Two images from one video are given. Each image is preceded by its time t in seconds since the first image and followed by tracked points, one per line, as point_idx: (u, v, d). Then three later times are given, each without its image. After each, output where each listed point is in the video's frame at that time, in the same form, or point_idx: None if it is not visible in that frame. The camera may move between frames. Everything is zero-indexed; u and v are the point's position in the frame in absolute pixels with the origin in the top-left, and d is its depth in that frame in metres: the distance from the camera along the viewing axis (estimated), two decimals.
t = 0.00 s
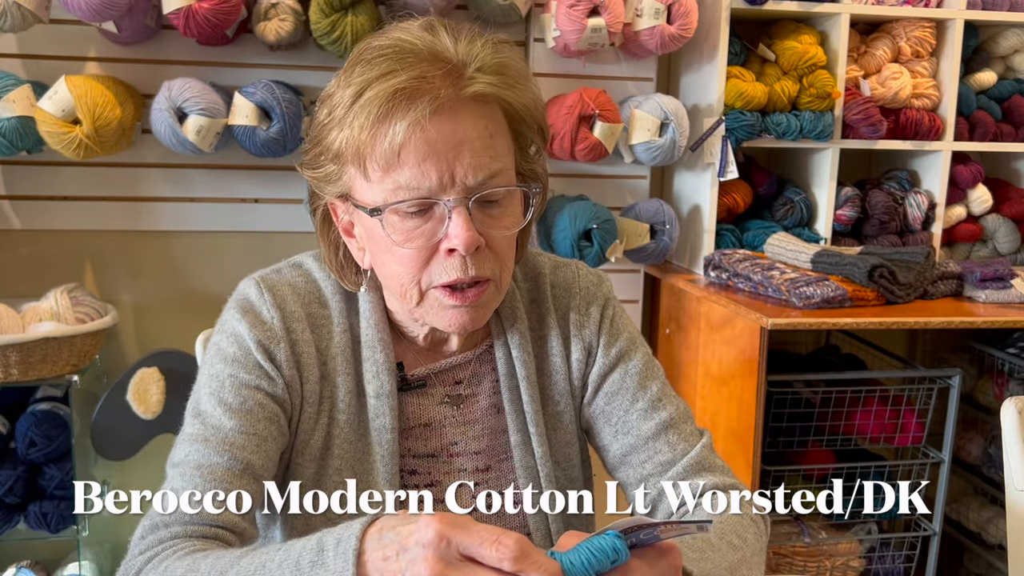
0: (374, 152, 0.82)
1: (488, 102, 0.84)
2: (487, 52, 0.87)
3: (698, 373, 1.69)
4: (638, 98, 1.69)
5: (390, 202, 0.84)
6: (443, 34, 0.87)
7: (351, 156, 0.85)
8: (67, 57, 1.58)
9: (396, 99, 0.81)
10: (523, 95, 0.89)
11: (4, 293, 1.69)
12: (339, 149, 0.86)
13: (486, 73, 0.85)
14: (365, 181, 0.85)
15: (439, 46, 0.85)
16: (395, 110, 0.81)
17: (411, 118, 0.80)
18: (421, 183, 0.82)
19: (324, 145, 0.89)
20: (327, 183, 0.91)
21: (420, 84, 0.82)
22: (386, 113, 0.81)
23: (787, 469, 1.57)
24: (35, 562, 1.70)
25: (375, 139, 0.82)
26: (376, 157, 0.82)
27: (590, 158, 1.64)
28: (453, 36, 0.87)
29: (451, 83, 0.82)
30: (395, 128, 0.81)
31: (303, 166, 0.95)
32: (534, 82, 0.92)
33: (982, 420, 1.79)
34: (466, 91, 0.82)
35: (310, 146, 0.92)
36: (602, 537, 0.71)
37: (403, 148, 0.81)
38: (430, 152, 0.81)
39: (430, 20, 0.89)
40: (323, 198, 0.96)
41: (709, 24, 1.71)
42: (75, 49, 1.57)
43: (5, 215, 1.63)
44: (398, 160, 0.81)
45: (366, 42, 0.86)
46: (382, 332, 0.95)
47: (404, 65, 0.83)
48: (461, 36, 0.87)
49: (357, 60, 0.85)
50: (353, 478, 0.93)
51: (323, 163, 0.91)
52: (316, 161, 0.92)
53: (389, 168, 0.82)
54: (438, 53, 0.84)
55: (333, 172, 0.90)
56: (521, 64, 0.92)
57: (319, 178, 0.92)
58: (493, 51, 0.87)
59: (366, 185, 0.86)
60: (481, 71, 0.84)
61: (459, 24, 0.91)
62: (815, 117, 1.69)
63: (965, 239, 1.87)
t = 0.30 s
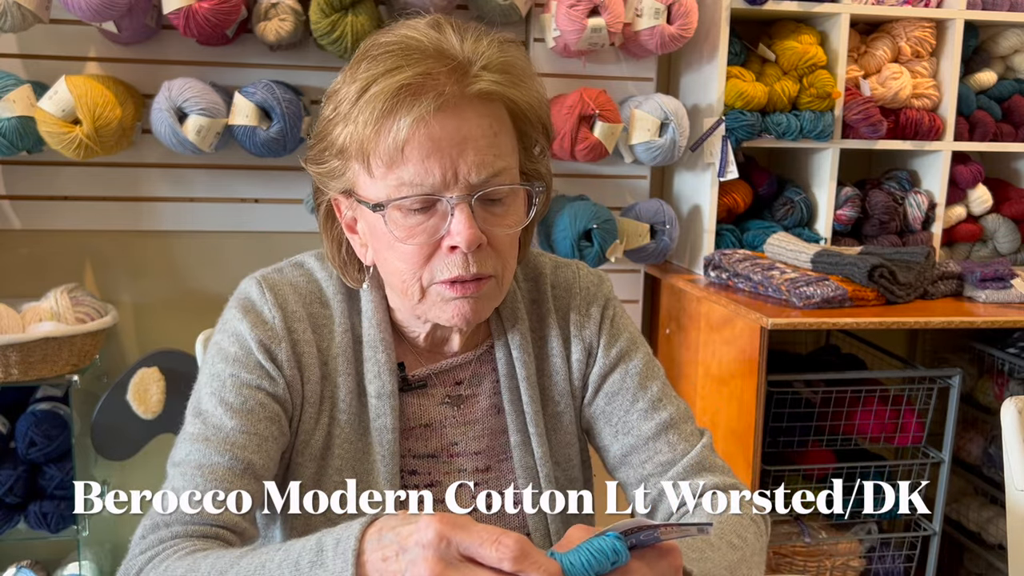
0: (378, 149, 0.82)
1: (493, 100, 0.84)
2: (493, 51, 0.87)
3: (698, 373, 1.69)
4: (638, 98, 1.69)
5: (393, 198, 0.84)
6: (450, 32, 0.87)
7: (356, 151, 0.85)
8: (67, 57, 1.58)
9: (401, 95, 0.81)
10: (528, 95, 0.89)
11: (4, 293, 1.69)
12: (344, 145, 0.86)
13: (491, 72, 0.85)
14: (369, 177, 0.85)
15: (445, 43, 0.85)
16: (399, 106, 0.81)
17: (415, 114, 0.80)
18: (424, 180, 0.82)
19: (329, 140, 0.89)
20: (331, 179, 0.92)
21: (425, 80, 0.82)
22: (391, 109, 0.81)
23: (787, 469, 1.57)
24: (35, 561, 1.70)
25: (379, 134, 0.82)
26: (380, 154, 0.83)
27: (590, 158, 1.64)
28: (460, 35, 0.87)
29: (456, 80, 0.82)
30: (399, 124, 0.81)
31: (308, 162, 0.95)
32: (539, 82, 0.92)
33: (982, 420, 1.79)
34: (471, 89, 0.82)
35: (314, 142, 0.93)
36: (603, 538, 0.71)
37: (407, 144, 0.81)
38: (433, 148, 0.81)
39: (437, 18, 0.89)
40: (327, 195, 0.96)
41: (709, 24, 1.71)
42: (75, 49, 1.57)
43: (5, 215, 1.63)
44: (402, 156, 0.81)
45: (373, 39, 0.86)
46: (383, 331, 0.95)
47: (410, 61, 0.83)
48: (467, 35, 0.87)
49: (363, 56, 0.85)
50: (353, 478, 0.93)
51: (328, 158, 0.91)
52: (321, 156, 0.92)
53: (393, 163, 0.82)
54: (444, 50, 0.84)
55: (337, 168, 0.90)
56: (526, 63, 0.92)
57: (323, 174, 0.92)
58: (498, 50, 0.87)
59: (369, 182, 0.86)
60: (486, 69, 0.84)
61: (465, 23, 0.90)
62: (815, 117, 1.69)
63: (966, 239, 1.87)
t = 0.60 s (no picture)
0: (381, 149, 0.82)
1: (497, 101, 0.84)
2: (498, 52, 0.87)
3: (698, 373, 1.69)
4: (638, 98, 1.69)
5: (396, 198, 0.84)
6: (455, 32, 0.87)
7: (359, 151, 0.85)
8: (67, 57, 1.58)
9: (405, 95, 0.81)
10: (533, 97, 0.89)
11: (4, 293, 1.69)
12: (347, 144, 0.86)
13: (496, 73, 0.85)
14: (372, 177, 0.85)
15: (450, 44, 0.85)
16: (404, 106, 0.81)
17: (419, 114, 0.80)
18: (427, 180, 0.81)
19: (332, 140, 0.89)
20: (334, 178, 0.92)
21: (430, 81, 0.81)
22: (395, 109, 0.81)
23: (787, 470, 1.57)
24: (35, 561, 1.70)
25: (383, 134, 0.82)
26: (383, 154, 0.83)
27: (590, 158, 1.64)
28: (465, 35, 0.87)
29: (460, 81, 0.82)
30: (403, 124, 0.81)
31: (311, 161, 0.95)
32: (543, 83, 0.92)
33: (982, 420, 1.79)
34: (475, 90, 0.82)
35: (318, 141, 0.93)
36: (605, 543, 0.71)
37: (410, 144, 0.81)
38: (437, 149, 0.81)
39: (441, 19, 0.89)
40: (329, 193, 0.96)
41: (709, 24, 1.71)
42: (75, 49, 1.57)
43: (5, 215, 1.63)
44: (406, 156, 0.81)
45: (378, 38, 0.86)
46: (385, 332, 0.95)
47: (415, 61, 0.83)
48: (471, 36, 0.87)
49: (367, 56, 0.85)
50: (354, 478, 0.93)
51: (331, 157, 0.91)
52: (324, 155, 0.92)
53: (396, 164, 0.82)
54: (449, 50, 0.84)
55: (340, 167, 0.90)
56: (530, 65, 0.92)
57: (326, 173, 0.93)
58: (503, 51, 0.87)
59: (372, 181, 0.86)
60: (490, 70, 0.84)
61: (469, 23, 0.90)
62: (815, 117, 1.69)
63: (965, 239, 1.87)
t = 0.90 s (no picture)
0: (379, 150, 0.82)
1: (497, 103, 0.84)
2: (499, 53, 0.87)
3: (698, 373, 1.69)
4: (638, 98, 1.69)
5: (394, 198, 0.84)
6: (455, 33, 0.87)
7: (358, 151, 0.85)
8: (66, 57, 1.58)
9: (403, 97, 0.81)
10: (533, 98, 0.88)
11: (4, 293, 1.69)
12: (346, 145, 0.86)
13: (495, 74, 0.85)
14: (371, 177, 0.85)
15: (450, 45, 0.85)
16: (402, 107, 0.81)
17: (418, 116, 0.80)
18: (425, 181, 0.82)
19: (332, 140, 0.89)
20: (333, 178, 0.92)
21: (428, 82, 0.81)
22: (394, 110, 0.81)
23: (786, 470, 1.57)
24: (35, 562, 1.70)
25: (382, 135, 0.82)
26: (382, 154, 0.83)
27: (590, 159, 1.64)
28: (465, 37, 0.87)
29: (460, 82, 0.82)
30: (402, 126, 0.81)
31: (311, 160, 0.95)
32: (544, 84, 0.92)
33: (982, 420, 1.79)
34: (474, 91, 0.82)
35: (318, 141, 0.93)
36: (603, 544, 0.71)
37: (409, 146, 0.81)
38: (435, 150, 0.81)
39: (442, 19, 0.89)
40: (329, 193, 0.96)
41: (709, 24, 1.71)
42: (75, 49, 1.57)
43: (5, 215, 1.62)
44: (404, 157, 0.81)
45: (378, 39, 0.86)
46: (385, 332, 0.95)
47: (414, 62, 0.83)
48: (472, 37, 0.87)
49: (368, 56, 0.85)
50: (353, 479, 0.93)
51: (331, 157, 0.91)
52: (325, 155, 0.92)
53: (394, 164, 0.82)
54: (449, 52, 0.84)
55: (340, 167, 0.90)
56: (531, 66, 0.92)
57: (326, 173, 0.92)
58: (503, 52, 0.87)
59: (371, 181, 0.86)
60: (490, 72, 0.84)
61: (470, 24, 0.90)
62: (815, 117, 1.69)
63: (966, 239, 1.87)
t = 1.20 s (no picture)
0: (369, 148, 0.83)
1: (490, 106, 0.83)
2: (496, 55, 0.86)
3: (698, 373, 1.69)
4: (638, 98, 1.69)
5: (384, 197, 0.84)
6: (453, 34, 0.87)
7: (350, 149, 0.85)
8: (66, 57, 1.58)
9: (392, 96, 0.81)
10: (530, 101, 0.88)
11: (4, 293, 1.69)
12: (340, 142, 0.87)
13: (489, 77, 0.84)
14: (364, 176, 0.86)
15: (446, 46, 0.85)
16: (390, 107, 0.81)
17: (404, 116, 0.80)
18: (413, 181, 0.82)
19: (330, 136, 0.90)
20: (333, 175, 0.92)
21: (419, 82, 0.81)
22: (381, 109, 0.81)
23: (786, 470, 1.57)
24: (35, 561, 1.70)
25: (370, 134, 0.82)
26: (371, 153, 0.83)
27: (590, 159, 1.64)
28: (463, 37, 0.87)
29: (451, 83, 0.82)
30: (388, 125, 0.81)
31: (313, 157, 0.96)
32: (544, 87, 0.91)
33: (982, 420, 1.79)
34: (466, 92, 0.81)
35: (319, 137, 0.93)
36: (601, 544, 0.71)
37: (395, 145, 0.81)
38: (422, 150, 0.81)
39: (442, 20, 0.88)
40: (331, 189, 0.96)
41: (709, 24, 1.71)
42: (75, 49, 1.57)
43: (5, 215, 1.62)
44: (392, 156, 0.82)
45: (376, 39, 0.87)
46: (384, 332, 0.95)
47: (406, 63, 0.83)
48: (470, 39, 0.87)
49: (364, 56, 0.86)
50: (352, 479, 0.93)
51: (330, 155, 0.91)
52: (325, 152, 0.92)
53: (383, 163, 0.83)
54: (443, 52, 0.84)
55: (338, 164, 0.90)
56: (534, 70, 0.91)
57: (326, 169, 0.93)
58: (500, 54, 0.87)
59: (364, 180, 0.86)
60: (484, 73, 0.84)
61: (471, 25, 0.90)
62: (815, 117, 1.69)
63: (965, 239, 1.87)
